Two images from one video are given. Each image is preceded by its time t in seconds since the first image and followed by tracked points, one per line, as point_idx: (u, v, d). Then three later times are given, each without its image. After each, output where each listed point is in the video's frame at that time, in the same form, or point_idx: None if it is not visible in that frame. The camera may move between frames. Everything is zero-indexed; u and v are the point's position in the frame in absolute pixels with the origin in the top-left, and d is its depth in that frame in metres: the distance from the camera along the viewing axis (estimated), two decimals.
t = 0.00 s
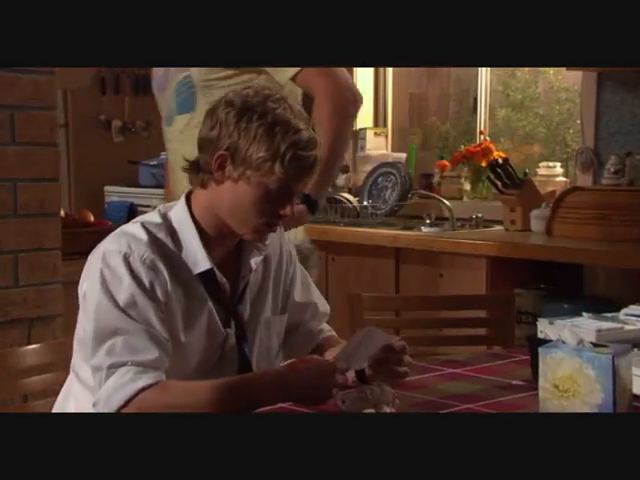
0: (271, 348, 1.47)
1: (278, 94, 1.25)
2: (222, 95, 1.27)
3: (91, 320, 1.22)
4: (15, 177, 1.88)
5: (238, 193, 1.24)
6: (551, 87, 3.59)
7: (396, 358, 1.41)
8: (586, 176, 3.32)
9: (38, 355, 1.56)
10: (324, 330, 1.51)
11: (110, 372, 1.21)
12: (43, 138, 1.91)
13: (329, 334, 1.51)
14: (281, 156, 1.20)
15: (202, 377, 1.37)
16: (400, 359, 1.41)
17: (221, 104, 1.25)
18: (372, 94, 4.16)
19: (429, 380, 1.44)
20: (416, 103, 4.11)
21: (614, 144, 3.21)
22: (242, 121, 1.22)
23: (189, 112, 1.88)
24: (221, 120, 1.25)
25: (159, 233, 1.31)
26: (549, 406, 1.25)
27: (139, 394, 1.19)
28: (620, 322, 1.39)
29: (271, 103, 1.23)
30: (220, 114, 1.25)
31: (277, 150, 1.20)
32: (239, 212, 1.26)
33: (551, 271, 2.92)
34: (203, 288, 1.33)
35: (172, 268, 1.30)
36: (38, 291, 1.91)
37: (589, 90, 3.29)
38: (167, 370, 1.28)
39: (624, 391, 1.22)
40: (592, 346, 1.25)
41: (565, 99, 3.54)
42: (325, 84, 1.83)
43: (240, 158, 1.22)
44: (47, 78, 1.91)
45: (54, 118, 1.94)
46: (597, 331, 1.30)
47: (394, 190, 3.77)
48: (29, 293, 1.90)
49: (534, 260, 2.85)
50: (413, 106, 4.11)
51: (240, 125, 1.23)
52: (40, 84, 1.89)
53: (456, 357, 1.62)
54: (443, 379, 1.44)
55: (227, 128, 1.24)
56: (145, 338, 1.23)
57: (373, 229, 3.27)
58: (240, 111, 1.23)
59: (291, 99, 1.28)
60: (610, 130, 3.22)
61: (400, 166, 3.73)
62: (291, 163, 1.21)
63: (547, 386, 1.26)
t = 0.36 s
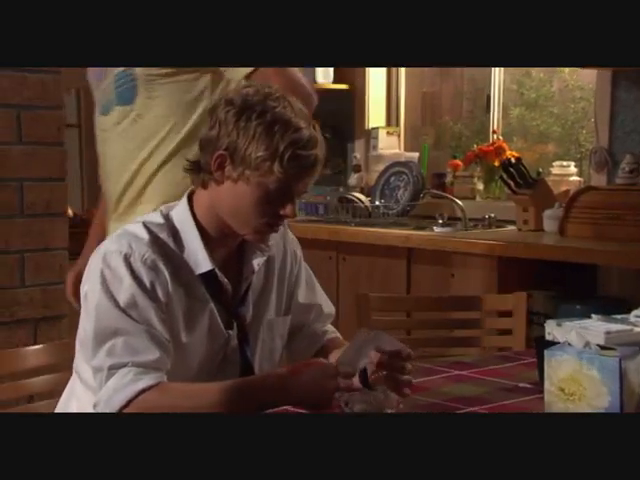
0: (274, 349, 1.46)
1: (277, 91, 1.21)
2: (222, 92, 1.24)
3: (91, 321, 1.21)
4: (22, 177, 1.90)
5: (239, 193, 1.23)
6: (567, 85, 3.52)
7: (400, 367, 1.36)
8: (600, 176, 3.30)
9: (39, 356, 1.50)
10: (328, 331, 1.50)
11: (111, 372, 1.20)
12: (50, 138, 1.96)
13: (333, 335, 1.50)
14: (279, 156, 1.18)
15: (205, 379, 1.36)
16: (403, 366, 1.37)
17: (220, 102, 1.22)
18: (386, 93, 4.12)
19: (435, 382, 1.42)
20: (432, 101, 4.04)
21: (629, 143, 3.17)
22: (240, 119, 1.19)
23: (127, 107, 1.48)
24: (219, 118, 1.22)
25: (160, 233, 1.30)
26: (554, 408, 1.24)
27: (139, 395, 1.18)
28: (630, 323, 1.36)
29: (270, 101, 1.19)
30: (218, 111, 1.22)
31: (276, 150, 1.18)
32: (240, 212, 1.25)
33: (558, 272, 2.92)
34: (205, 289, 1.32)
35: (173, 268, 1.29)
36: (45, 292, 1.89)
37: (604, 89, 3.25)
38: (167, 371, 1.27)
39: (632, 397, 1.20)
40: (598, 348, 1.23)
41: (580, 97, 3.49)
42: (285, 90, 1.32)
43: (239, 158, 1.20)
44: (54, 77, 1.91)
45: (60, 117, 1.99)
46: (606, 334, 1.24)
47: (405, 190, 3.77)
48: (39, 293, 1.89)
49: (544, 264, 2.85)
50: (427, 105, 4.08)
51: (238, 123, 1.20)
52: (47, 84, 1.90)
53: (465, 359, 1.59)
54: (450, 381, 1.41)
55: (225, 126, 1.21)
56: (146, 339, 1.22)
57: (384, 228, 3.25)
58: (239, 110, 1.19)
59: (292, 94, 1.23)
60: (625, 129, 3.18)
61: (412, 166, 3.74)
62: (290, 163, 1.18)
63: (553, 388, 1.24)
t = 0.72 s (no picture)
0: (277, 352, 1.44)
1: (279, 93, 1.23)
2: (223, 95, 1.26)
3: (90, 322, 1.20)
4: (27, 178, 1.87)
5: (240, 195, 1.21)
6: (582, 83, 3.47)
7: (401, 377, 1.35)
8: (614, 176, 3.27)
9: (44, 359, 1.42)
10: (333, 334, 1.49)
11: (110, 375, 1.19)
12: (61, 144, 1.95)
13: (337, 338, 1.48)
14: (281, 157, 1.19)
15: (205, 382, 1.34)
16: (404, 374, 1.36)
17: (222, 103, 1.24)
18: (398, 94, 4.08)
19: (439, 386, 1.40)
20: (444, 100, 3.96)
21: None
22: (242, 119, 1.21)
23: (30, 110, 1.75)
24: (221, 118, 1.23)
25: (161, 235, 1.28)
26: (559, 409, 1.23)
27: (138, 399, 1.17)
28: None
29: (273, 102, 1.22)
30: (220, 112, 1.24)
31: (278, 152, 1.19)
32: (240, 215, 1.23)
33: (571, 273, 2.89)
34: (206, 292, 1.30)
35: (174, 270, 1.28)
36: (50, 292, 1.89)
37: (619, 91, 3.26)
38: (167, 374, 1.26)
39: None
40: (605, 353, 1.19)
41: (596, 96, 3.41)
42: (194, 110, 1.68)
43: (240, 159, 1.21)
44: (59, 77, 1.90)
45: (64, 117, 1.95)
46: (613, 338, 1.18)
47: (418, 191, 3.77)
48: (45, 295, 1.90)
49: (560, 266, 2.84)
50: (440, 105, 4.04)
51: (240, 124, 1.21)
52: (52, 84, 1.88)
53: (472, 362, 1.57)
54: (456, 386, 1.39)
55: (227, 127, 1.23)
56: (145, 342, 1.21)
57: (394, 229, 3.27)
58: (241, 111, 1.22)
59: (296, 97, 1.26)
60: None
61: (424, 166, 3.74)
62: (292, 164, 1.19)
63: (558, 392, 1.22)
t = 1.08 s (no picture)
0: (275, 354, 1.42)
1: (271, 90, 1.21)
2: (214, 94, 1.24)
3: (85, 323, 1.19)
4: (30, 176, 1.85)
5: (236, 195, 1.20)
6: (596, 82, 3.34)
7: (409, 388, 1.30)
8: (627, 177, 3.36)
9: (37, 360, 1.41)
10: (333, 336, 1.47)
11: (105, 376, 1.18)
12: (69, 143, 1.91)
13: (337, 340, 1.47)
14: (275, 154, 1.17)
15: (203, 386, 1.32)
16: (412, 383, 1.32)
17: (214, 102, 1.21)
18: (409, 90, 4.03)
19: (444, 388, 1.36)
20: (457, 100, 3.85)
21: None
22: (235, 118, 1.19)
23: None
24: (213, 118, 1.21)
25: (157, 234, 1.27)
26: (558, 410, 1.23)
27: (134, 400, 1.16)
28: None
29: (265, 99, 1.20)
30: (212, 111, 1.21)
31: (271, 149, 1.17)
32: (237, 215, 1.22)
33: (576, 273, 2.85)
34: (202, 292, 1.29)
35: (170, 269, 1.26)
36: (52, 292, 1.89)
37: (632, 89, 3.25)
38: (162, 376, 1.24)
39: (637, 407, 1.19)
40: (606, 356, 1.19)
41: (610, 96, 3.32)
42: (109, 107, 1.55)
43: (235, 159, 1.18)
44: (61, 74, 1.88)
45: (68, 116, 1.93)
46: (619, 340, 1.18)
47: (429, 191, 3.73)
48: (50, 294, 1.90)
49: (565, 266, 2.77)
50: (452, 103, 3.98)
51: (232, 123, 1.19)
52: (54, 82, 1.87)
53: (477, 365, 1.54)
54: (460, 388, 1.36)
55: (219, 126, 1.20)
56: (141, 342, 1.19)
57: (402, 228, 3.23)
58: (232, 109, 1.20)
59: (288, 93, 1.24)
60: None
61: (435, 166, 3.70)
62: (286, 160, 1.18)
63: (559, 397, 1.23)
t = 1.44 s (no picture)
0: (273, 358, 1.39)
1: (254, 88, 1.23)
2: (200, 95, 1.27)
3: (81, 323, 1.18)
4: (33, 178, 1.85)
5: (227, 196, 1.22)
6: (610, 82, 3.38)
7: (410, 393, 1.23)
8: None
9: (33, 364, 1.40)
10: (334, 339, 1.45)
11: (100, 377, 1.17)
12: (63, 137, 1.91)
13: (338, 343, 1.45)
14: (262, 152, 1.18)
15: (200, 391, 1.31)
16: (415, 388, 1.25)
17: (199, 103, 1.24)
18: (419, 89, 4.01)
19: (444, 391, 1.33)
20: (469, 98, 3.90)
21: None
22: (219, 118, 1.21)
23: None
24: (200, 119, 1.23)
25: (153, 236, 1.27)
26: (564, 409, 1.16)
27: (129, 401, 1.14)
28: None
29: (249, 97, 1.22)
30: (198, 112, 1.24)
31: (259, 146, 1.18)
32: (230, 217, 1.23)
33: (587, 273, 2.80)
34: (198, 294, 1.28)
35: (165, 271, 1.26)
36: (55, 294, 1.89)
37: None
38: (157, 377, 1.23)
39: None
40: (607, 360, 1.14)
41: (624, 94, 3.34)
42: None
43: (222, 160, 1.20)
44: (65, 76, 1.88)
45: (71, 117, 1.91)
46: (623, 343, 1.14)
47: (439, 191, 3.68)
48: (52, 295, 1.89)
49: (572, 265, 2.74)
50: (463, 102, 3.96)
51: (218, 122, 1.21)
52: (57, 82, 1.86)
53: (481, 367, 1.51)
54: (461, 391, 1.33)
55: (206, 127, 1.23)
56: (136, 342, 1.19)
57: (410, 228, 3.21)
58: (217, 110, 1.22)
59: (274, 90, 1.25)
60: None
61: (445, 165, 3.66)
62: (275, 158, 1.18)
63: (559, 401, 1.18)
